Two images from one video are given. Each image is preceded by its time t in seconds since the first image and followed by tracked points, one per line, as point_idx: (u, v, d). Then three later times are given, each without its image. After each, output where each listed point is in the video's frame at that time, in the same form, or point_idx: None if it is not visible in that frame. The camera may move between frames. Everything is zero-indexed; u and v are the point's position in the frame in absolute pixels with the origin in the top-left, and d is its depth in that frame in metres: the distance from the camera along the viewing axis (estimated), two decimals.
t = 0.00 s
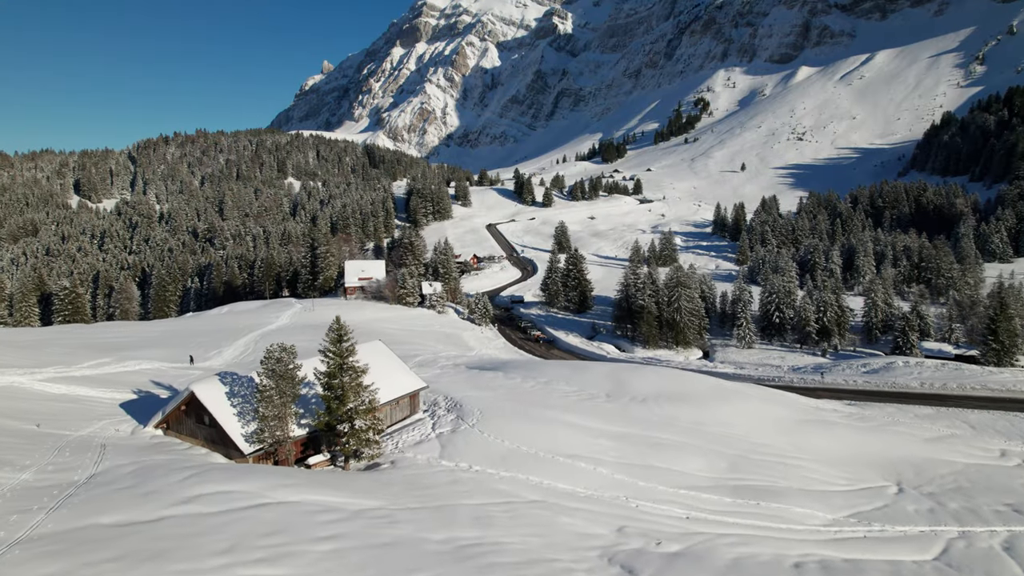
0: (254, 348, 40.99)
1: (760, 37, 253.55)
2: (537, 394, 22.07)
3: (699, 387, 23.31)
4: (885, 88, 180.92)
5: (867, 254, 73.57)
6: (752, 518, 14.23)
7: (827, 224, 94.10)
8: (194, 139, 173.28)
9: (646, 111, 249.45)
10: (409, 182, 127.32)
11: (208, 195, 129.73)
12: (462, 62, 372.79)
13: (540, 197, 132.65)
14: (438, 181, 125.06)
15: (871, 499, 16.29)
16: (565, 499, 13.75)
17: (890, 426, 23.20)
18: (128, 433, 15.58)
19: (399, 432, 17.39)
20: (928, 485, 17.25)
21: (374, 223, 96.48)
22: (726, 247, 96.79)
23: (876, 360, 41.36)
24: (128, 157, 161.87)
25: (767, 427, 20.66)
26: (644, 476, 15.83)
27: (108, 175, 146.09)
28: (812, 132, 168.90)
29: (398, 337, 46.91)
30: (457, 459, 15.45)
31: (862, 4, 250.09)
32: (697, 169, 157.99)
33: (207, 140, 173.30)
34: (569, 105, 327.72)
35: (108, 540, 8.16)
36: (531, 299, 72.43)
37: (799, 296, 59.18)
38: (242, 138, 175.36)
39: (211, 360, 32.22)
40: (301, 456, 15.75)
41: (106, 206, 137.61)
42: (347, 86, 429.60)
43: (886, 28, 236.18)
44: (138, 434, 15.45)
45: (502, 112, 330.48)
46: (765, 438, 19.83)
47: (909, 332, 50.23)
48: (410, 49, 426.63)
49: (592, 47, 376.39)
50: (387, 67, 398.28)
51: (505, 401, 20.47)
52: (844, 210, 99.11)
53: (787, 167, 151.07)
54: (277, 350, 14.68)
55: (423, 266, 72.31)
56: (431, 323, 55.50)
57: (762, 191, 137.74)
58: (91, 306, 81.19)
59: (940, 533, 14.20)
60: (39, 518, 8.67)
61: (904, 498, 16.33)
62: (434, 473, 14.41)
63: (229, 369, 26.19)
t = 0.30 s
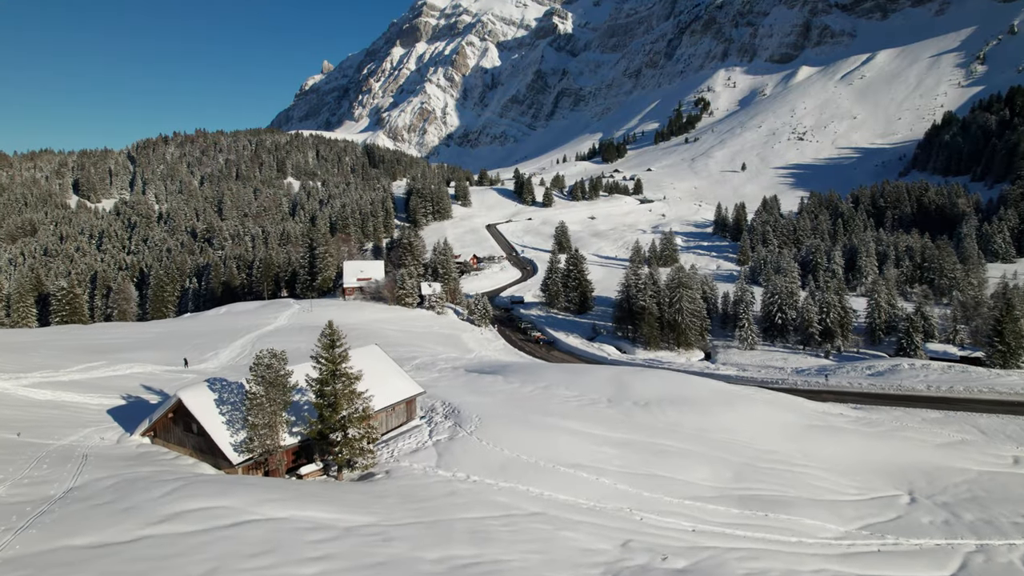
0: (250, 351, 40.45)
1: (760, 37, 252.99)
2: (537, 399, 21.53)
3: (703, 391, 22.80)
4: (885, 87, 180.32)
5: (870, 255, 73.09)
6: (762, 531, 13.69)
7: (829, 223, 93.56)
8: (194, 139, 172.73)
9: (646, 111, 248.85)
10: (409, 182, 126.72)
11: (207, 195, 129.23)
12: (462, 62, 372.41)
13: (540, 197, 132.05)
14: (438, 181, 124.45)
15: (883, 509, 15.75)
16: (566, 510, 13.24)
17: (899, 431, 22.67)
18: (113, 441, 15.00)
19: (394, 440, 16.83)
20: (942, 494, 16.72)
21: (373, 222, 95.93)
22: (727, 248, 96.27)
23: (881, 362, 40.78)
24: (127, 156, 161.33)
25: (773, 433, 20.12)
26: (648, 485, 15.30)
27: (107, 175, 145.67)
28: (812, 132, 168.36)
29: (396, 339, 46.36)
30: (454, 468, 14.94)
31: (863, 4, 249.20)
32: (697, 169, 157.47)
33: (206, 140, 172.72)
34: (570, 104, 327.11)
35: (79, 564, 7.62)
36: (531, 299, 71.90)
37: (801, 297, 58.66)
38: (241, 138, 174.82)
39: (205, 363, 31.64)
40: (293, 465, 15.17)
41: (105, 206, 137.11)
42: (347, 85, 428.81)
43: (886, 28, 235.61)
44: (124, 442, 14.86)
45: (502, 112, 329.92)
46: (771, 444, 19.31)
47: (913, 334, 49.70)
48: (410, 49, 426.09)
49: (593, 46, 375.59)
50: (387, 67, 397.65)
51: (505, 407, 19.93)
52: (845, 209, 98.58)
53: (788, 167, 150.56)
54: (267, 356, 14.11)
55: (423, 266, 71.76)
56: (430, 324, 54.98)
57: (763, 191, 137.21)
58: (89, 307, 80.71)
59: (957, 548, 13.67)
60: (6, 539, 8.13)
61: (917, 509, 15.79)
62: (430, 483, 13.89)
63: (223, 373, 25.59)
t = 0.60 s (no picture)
0: (246, 353, 39.90)
1: (761, 36, 252.55)
2: (538, 404, 20.97)
3: (707, 397, 22.28)
4: (886, 87, 179.83)
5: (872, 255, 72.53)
6: (772, 545, 13.13)
7: (830, 224, 93.04)
8: (193, 138, 172.17)
9: (647, 111, 248.35)
10: (409, 182, 126.14)
11: (206, 195, 128.67)
12: (462, 62, 371.96)
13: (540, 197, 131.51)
14: (438, 181, 123.94)
15: (896, 520, 15.21)
16: (568, 524, 12.68)
17: (908, 437, 22.09)
18: (98, 450, 14.44)
19: (389, 448, 16.27)
20: (956, 505, 16.17)
21: (372, 223, 95.44)
22: (728, 248, 95.72)
23: (886, 364, 40.17)
24: (126, 156, 160.79)
25: (779, 438, 19.63)
26: (652, 497, 14.77)
27: (106, 174, 145.22)
28: (813, 132, 167.71)
29: (395, 340, 45.83)
30: (451, 479, 14.40)
31: (863, 3, 248.52)
32: (698, 169, 156.86)
33: (205, 140, 172.17)
34: (570, 104, 326.46)
35: None
36: (531, 300, 71.35)
37: (804, 298, 58.09)
38: (241, 138, 174.35)
39: (199, 366, 31.08)
40: (284, 475, 14.61)
41: (103, 205, 136.65)
42: (347, 85, 428.33)
43: (887, 27, 234.86)
44: (108, 452, 14.28)
45: (502, 112, 329.36)
46: (779, 451, 18.75)
47: (918, 335, 49.18)
48: (411, 48, 425.61)
49: (593, 46, 374.98)
50: (387, 67, 397.39)
51: (505, 413, 19.37)
52: (846, 209, 98.05)
53: (788, 167, 150.01)
54: (255, 362, 13.56)
55: (422, 267, 71.21)
56: (429, 325, 54.45)
57: (764, 191, 136.65)
58: (87, 307, 80.24)
59: (975, 563, 13.11)
60: None
61: (931, 520, 15.26)
62: (426, 495, 13.34)
63: (219, 378, 25.09)
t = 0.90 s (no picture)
0: (242, 355, 39.37)
1: (761, 36, 252.00)
2: (537, 409, 20.45)
3: (712, 402, 21.74)
4: (887, 86, 179.25)
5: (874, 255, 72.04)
6: (783, 560, 12.58)
7: (831, 223, 92.47)
8: (193, 138, 171.59)
9: (647, 110, 247.75)
10: (408, 181, 125.56)
11: (205, 194, 128.06)
12: (462, 61, 371.35)
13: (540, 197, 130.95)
14: (438, 180, 123.41)
15: (911, 532, 14.67)
16: (570, 539, 12.11)
17: (918, 443, 21.54)
18: (81, 460, 13.86)
19: (384, 457, 15.74)
20: (972, 516, 15.61)
21: (372, 223, 94.95)
22: (729, 248, 95.16)
23: (892, 366, 39.55)
24: (125, 156, 160.19)
25: (787, 445, 19.08)
26: (656, 508, 14.24)
27: (105, 174, 144.62)
28: (814, 131, 167.05)
29: (393, 341, 45.29)
30: (448, 490, 13.85)
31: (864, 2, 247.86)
32: (698, 168, 156.36)
33: (205, 139, 171.54)
34: (570, 104, 325.77)
35: None
36: (531, 300, 70.81)
37: (806, 299, 57.57)
38: (240, 137, 173.85)
39: (193, 369, 30.51)
40: (275, 486, 14.05)
41: (102, 205, 136.08)
42: (347, 85, 427.69)
43: (887, 26, 234.16)
44: (92, 462, 13.70)
45: (502, 112, 328.80)
46: (786, 459, 18.20)
47: (922, 337, 48.67)
48: (411, 48, 424.91)
49: (593, 46, 374.21)
50: (388, 67, 396.87)
51: (504, 419, 18.82)
52: (848, 209, 97.46)
53: (789, 166, 149.40)
54: (243, 369, 12.98)
55: (421, 267, 70.62)
56: (428, 326, 53.88)
57: (765, 191, 136.01)
58: (84, 308, 79.68)
59: None
60: None
61: (947, 532, 14.72)
62: (423, 507, 12.81)
63: (212, 382, 24.53)
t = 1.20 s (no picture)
0: (238, 357, 38.83)
1: (761, 36, 251.50)
2: (538, 415, 19.90)
3: (716, 407, 21.22)
4: (887, 86, 178.68)
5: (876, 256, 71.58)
6: None
7: (833, 223, 91.89)
8: (192, 138, 171.16)
9: (647, 110, 247.18)
10: (408, 181, 124.95)
11: (204, 194, 127.55)
12: (462, 61, 370.92)
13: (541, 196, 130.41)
14: (438, 180, 122.88)
15: (926, 546, 14.14)
16: (573, 555, 11.57)
17: (928, 449, 21.03)
18: (62, 471, 13.29)
19: (379, 466, 15.17)
20: (988, 528, 15.10)
21: (371, 223, 94.48)
22: (730, 248, 94.54)
23: (897, 368, 39.00)
24: (124, 156, 159.72)
25: (794, 452, 18.54)
26: (662, 520, 13.70)
27: (104, 174, 144.14)
28: (814, 131, 166.46)
29: (391, 343, 44.68)
30: (445, 502, 13.30)
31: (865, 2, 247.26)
32: (698, 168, 155.77)
33: (205, 139, 171.06)
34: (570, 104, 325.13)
35: None
36: (531, 301, 70.27)
37: (809, 300, 57.08)
38: (240, 137, 173.34)
39: (187, 372, 29.92)
40: (264, 498, 13.51)
41: (101, 205, 135.54)
42: (347, 85, 427.12)
43: (887, 26, 233.56)
44: (74, 473, 13.11)
45: (502, 112, 328.31)
46: (794, 467, 17.66)
47: (927, 338, 48.19)
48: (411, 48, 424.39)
49: (593, 45, 373.60)
50: (388, 66, 396.49)
51: (504, 426, 18.26)
52: (850, 209, 96.92)
53: (790, 166, 148.85)
54: (228, 377, 12.41)
55: (420, 268, 70.03)
56: (427, 328, 53.31)
57: (766, 190, 135.48)
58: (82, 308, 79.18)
59: None
60: None
61: (964, 546, 14.19)
62: (418, 521, 12.26)
63: (205, 387, 23.91)
